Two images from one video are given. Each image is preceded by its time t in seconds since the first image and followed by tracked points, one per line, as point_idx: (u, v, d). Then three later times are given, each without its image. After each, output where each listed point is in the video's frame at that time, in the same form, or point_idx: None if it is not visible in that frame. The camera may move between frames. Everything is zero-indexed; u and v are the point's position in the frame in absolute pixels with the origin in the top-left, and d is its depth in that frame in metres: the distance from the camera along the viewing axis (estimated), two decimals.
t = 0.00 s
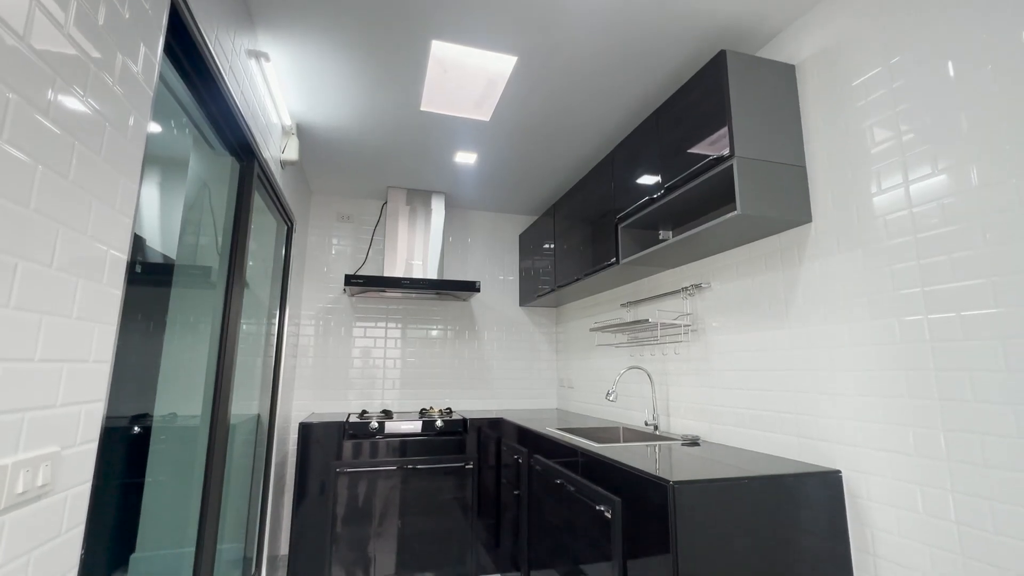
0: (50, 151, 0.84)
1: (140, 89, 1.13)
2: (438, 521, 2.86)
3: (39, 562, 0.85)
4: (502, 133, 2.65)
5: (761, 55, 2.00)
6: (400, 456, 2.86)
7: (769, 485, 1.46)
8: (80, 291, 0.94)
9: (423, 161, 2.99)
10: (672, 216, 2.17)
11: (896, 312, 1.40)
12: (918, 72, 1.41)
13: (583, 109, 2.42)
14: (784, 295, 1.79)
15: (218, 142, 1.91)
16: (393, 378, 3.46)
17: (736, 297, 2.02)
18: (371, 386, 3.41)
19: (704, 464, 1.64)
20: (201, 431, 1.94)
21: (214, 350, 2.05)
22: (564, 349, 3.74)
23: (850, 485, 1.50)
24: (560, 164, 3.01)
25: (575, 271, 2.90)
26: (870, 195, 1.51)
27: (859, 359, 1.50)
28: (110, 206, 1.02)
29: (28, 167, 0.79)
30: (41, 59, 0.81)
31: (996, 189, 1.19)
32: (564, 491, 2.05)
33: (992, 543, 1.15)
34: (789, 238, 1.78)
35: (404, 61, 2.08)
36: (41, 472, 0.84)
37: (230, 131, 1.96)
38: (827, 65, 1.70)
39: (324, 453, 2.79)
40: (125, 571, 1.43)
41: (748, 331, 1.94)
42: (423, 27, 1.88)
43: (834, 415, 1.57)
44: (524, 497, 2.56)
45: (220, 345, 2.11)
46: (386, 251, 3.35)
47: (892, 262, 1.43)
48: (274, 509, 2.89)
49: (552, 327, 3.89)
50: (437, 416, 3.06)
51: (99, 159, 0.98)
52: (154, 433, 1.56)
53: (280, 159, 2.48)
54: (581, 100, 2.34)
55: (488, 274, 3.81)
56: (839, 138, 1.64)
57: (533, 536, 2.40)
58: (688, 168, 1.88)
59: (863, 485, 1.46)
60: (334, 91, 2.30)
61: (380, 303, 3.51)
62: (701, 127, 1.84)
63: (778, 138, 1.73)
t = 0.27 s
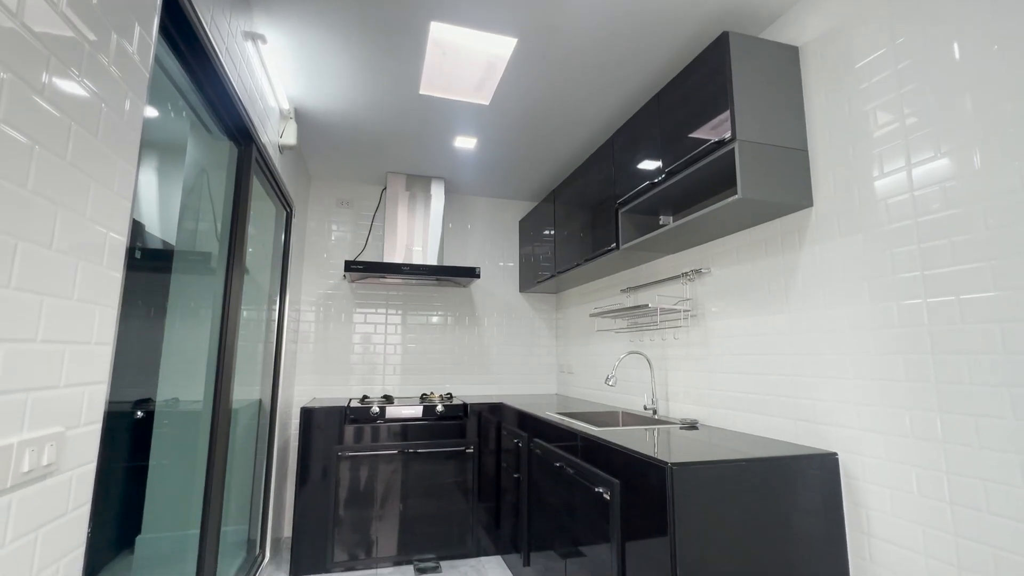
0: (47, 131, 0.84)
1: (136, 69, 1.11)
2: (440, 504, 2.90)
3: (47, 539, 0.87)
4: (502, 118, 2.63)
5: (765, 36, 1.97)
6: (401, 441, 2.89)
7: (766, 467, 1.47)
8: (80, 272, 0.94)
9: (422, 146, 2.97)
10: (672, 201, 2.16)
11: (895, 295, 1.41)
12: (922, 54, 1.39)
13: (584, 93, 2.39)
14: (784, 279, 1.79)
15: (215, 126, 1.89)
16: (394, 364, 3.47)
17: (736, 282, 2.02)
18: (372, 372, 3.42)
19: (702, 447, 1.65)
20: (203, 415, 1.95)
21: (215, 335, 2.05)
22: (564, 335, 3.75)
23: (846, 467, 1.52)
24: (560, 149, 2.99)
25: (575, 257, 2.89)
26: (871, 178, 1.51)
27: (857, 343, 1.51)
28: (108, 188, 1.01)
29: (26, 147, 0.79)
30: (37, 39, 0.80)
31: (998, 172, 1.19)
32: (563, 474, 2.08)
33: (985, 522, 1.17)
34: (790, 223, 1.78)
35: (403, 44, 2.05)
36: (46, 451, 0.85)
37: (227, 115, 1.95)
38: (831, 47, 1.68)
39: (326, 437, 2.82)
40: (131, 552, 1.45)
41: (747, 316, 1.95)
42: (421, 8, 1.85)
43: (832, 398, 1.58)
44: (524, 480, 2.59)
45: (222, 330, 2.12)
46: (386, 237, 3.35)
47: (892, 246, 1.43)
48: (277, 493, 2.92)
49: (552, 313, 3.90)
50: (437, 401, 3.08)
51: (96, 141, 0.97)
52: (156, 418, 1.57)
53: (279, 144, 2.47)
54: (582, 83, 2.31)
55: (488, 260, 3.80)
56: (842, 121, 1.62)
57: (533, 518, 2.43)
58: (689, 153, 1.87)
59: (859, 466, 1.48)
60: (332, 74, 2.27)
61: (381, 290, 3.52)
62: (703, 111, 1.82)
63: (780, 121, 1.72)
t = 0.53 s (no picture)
0: (42, 111, 0.83)
1: (130, 49, 1.09)
2: (440, 487, 2.94)
3: (54, 517, 0.88)
4: (501, 101, 2.60)
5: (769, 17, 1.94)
6: (402, 425, 2.91)
7: (763, 449, 1.49)
8: (80, 255, 0.94)
9: (421, 131, 2.95)
10: (673, 185, 2.15)
11: (894, 279, 1.41)
12: (927, 34, 1.37)
13: (584, 76, 2.36)
14: (784, 263, 1.79)
15: (211, 109, 1.87)
16: (394, 350, 3.49)
17: (736, 267, 2.02)
18: (373, 357, 3.44)
19: (700, 429, 1.67)
20: (206, 399, 1.97)
21: (215, 321, 2.05)
22: (563, 320, 3.76)
23: (842, 449, 1.54)
24: (561, 133, 2.97)
25: (575, 242, 2.89)
26: (873, 162, 1.50)
27: (855, 326, 1.52)
28: (105, 171, 1.01)
29: (22, 128, 0.78)
30: (30, 16, 0.79)
31: (1001, 155, 1.18)
32: (562, 456, 2.10)
33: (978, 502, 1.19)
34: (791, 207, 1.77)
35: (401, 25, 2.02)
36: (51, 431, 0.85)
37: (224, 98, 1.92)
38: (835, 28, 1.66)
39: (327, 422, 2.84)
40: (137, 533, 1.48)
41: (747, 300, 1.95)
42: None
43: (830, 381, 1.59)
44: (523, 463, 2.62)
45: (222, 316, 2.12)
46: (386, 222, 3.34)
47: (893, 230, 1.42)
48: (279, 476, 2.96)
49: (551, 298, 3.90)
50: (438, 385, 3.10)
51: (92, 122, 0.96)
52: (159, 402, 1.59)
53: (277, 128, 2.45)
54: (583, 66, 2.28)
55: (488, 246, 3.80)
56: (844, 104, 1.61)
57: (532, 500, 2.46)
58: (691, 136, 1.85)
59: (855, 448, 1.50)
60: (330, 57, 2.24)
61: (381, 275, 3.51)
62: (705, 93, 1.80)
63: (783, 104, 1.70)
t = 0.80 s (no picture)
0: (37, 91, 0.82)
1: (125, 29, 1.08)
2: (441, 471, 2.97)
3: (60, 497, 0.90)
4: (501, 85, 2.57)
5: None
6: (403, 410, 2.93)
7: (761, 433, 1.50)
8: (79, 237, 0.93)
9: (421, 116, 2.92)
10: (674, 170, 2.14)
11: (895, 263, 1.41)
12: (933, 15, 1.35)
13: (585, 59, 2.33)
14: (784, 248, 1.79)
15: (208, 92, 1.86)
16: (395, 336, 3.50)
17: (736, 252, 2.01)
18: (373, 344, 3.45)
19: (699, 413, 1.68)
20: (208, 384, 1.98)
21: (216, 307, 2.06)
22: (563, 307, 3.77)
23: (839, 432, 1.55)
24: (561, 118, 2.94)
25: (575, 228, 2.88)
26: (876, 146, 1.49)
27: (855, 311, 1.52)
28: (103, 153, 1.00)
29: (17, 108, 0.77)
30: None
31: (1004, 138, 1.17)
32: (562, 440, 2.12)
33: (973, 484, 1.20)
34: (792, 192, 1.76)
35: (399, 8, 1.99)
36: (55, 412, 0.86)
37: (221, 81, 1.91)
38: (840, 9, 1.63)
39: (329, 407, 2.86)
40: (141, 516, 1.49)
41: (747, 286, 1.95)
42: None
43: (828, 365, 1.60)
44: (523, 448, 2.64)
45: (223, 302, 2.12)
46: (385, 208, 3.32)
47: (894, 214, 1.42)
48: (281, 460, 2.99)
49: (551, 285, 3.90)
50: (438, 371, 3.12)
51: (88, 103, 0.95)
52: (161, 387, 1.60)
53: (274, 112, 2.43)
54: (583, 49, 2.25)
55: (488, 233, 3.79)
56: (847, 86, 1.59)
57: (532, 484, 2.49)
58: (692, 120, 1.84)
59: (852, 432, 1.51)
60: (327, 39, 2.22)
61: (380, 261, 3.51)
62: (707, 77, 1.78)
63: (786, 87, 1.68)
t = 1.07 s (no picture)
0: (33, 70, 0.81)
1: (120, 8, 1.06)
2: (442, 455, 3.00)
3: (66, 476, 0.91)
4: (501, 69, 2.54)
5: None
6: (404, 395, 2.95)
7: (759, 416, 1.51)
8: (79, 219, 0.93)
9: (420, 100, 2.90)
10: (676, 154, 2.13)
11: (896, 247, 1.41)
12: None
13: (586, 42, 2.31)
14: (785, 233, 1.79)
15: (205, 76, 1.84)
16: (395, 323, 3.51)
17: (737, 237, 2.01)
18: (374, 330, 3.46)
19: (697, 397, 1.69)
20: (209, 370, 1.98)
21: (217, 293, 2.06)
22: (563, 293, 3.77)
23: (837, 416, 1.56)
24: (561, 102, 2.91)
25: (575, 214, 2.87)
26: (879, 129, 1.47)
27: (855, 295, 1.52)
28: (101, 134, 0.99)
29: (14, 87, 0.77)
30: None
31: (1008, 120, 1.16)
32: (562, 425, 2.13)
33: (969, 465, 1.21)
34: (794, 176, 1.75)
35: None
36: (59, 392, 0.87)
37: (218, 64, 1.89)
38: None
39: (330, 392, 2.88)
40: (146, 499, 1.51)
41: (747, 271, 1.95)
42: None
43: (827, 349, 1.60)
44: (523, 432, 2.67)
45: (224, 288, 2.12)
46: (385, 194, 3.31)
47: (896, 198, 1.41)
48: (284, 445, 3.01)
49: (551, 271, 3.90)
50: (438, 357, 3.13)
51: (85, 83, 0.94)
52: (163, 373, 1.61)
53: (272, 96, 2.43)
54: (584, 32, 2.22)
55: (488, 219, 3.78)
56: (851, 69, 1.57)
57: (532, 467, 2.52)
58: (694, 103, 1.82)
59: (849, 415, 1.52)
60: (325, 22, 2.19)
61: (380, 248, 3.51)
62: (709, 59, 1.76)
63: (789, 69, 1.66)
